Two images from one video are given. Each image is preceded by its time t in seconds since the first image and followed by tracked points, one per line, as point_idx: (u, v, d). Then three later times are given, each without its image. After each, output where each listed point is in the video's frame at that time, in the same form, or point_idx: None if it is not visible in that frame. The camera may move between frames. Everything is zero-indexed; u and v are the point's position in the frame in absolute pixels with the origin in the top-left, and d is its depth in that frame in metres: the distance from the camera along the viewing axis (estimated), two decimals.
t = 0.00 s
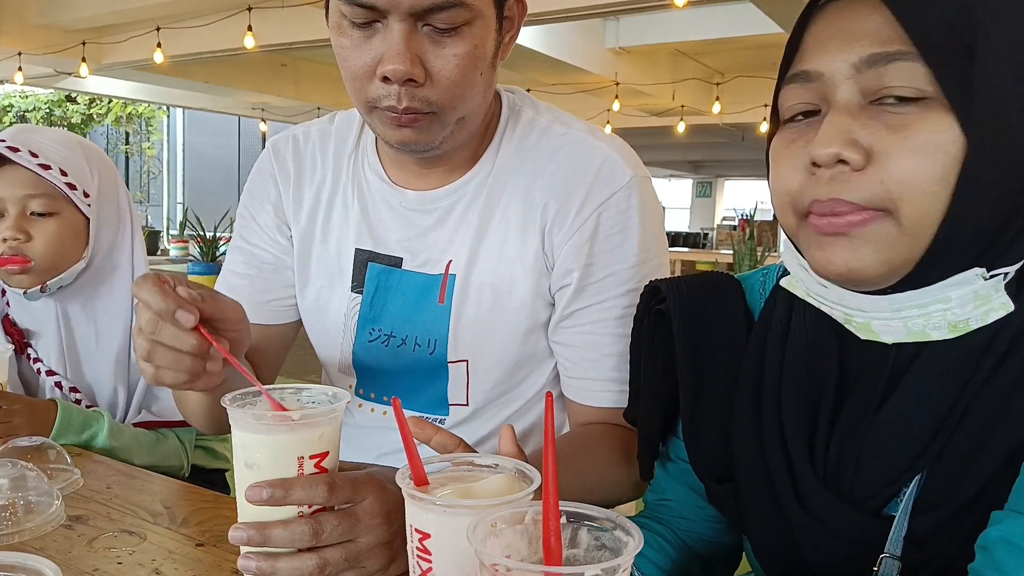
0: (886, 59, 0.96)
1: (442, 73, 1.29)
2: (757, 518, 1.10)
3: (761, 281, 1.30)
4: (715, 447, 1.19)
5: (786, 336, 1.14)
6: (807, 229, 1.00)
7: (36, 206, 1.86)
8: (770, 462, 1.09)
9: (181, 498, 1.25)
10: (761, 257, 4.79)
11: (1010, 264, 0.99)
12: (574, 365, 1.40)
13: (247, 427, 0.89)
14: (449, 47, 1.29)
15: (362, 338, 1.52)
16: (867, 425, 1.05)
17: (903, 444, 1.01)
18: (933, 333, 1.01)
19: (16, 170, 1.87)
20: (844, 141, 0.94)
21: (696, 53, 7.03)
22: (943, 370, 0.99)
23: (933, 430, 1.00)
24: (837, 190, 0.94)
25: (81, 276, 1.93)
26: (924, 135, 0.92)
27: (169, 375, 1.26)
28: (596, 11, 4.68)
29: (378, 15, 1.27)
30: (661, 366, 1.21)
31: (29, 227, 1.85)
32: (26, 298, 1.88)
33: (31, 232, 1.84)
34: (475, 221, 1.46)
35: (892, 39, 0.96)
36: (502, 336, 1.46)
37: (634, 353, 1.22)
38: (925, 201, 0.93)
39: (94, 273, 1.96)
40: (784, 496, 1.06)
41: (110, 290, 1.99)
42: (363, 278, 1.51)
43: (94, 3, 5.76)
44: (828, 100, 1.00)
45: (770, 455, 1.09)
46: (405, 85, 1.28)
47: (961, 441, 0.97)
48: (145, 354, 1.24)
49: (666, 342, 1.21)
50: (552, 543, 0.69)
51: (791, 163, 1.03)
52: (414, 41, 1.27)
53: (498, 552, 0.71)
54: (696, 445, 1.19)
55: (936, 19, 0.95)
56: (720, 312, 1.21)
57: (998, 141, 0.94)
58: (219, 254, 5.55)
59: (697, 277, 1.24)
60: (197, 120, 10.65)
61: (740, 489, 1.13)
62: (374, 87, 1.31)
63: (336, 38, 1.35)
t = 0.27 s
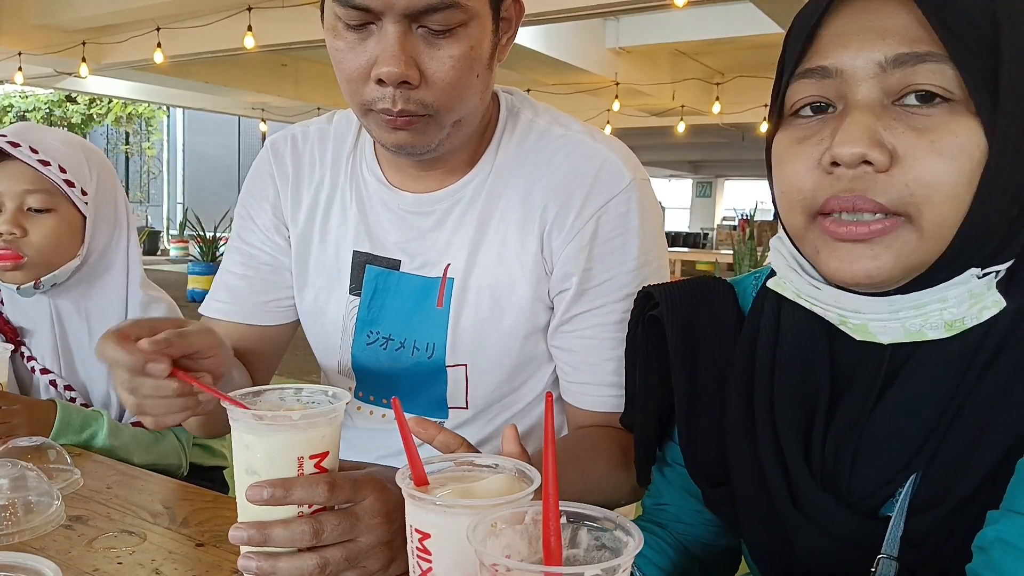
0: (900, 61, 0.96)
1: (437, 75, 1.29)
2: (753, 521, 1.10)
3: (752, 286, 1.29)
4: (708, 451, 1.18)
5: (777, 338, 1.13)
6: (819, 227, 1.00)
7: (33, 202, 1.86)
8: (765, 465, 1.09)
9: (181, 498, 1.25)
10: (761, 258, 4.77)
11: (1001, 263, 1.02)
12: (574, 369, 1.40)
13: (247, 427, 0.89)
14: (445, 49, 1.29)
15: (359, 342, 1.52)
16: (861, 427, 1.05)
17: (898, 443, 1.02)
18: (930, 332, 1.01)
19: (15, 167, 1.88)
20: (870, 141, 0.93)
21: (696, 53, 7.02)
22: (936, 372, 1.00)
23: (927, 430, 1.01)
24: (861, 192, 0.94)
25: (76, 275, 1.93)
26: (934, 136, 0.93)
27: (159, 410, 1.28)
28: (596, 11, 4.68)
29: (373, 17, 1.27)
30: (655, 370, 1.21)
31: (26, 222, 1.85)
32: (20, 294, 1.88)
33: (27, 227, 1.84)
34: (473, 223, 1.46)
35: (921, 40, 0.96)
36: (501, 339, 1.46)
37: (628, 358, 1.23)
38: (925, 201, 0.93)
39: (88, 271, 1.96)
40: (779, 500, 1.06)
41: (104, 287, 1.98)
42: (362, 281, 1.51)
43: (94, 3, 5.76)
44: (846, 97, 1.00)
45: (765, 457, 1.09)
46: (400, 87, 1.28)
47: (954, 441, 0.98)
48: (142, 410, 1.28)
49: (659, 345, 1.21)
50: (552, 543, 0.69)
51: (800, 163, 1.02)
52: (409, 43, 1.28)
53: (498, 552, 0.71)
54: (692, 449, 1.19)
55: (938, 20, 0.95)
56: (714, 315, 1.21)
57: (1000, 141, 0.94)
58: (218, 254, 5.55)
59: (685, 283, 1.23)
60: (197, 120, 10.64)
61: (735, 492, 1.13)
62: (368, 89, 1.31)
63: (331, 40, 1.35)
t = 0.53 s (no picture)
0: (888, 66, 0.95)
1: (414, 98, 1.23)
2: (749, 524, 1.10)
3: (746, 288, 1.30)
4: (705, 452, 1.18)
5: (769, 338, 1.13)
6: (803, 231, 1.00)
7: (33, 203, 1.86)
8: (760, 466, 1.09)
9: (181, 498, 1.24)
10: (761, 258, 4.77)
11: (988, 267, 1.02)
12: (571, 387, 1.37)
13: (247, 427, 0.89)
14: (421, 70, 1.22)
15: (350, 351, 1.53)
16: (854, 427, 1.05)
17: (893, 444, 1.01)
18: (916, 334, 1.01)
19: (14, 167, 1.88)
20: (855, 146, 0.93)
21: (696, 53, 7.02)
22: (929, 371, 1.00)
23: (920, 431, 1.00)
24: (842, 195, 0.95)
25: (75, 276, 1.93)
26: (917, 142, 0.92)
27: (142, 423, 1.24)
28: (595, 11, 4.68)
29: (345, 38, 1.20)
30: (651, 374, 1.22)
31: (27, 223, 1.85)
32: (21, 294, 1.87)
33: (28, 227, 1.85)
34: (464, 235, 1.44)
35: (908, 47, 0.96)
36: (493, 352, 1.45)
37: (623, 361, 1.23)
38: (924, 201, 0.93)
39: (88, 271, 1.95)
40: (775, 503, 1.06)
41: (104, 288, 1.98)
42: (351, 290, 1.51)
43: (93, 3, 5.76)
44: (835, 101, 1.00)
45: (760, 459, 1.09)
46: (375, 113, 1.22)
47: (950, 440, 0.97)
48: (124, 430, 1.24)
49: (654, 348, 1.21)
50: (552, 543, 0.69)
51: (789, 165, 1.02)
52: (383, 65, 1.21)
53: (498, 552, 0.71)
54: (687, 452, 1.18)
55: (935, 21, 0.95)
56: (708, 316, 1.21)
57: (998, 142, 0.94)
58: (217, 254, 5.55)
59: (682, 284, 1.24)
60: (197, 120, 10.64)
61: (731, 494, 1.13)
62: (344, 113, 1.24)
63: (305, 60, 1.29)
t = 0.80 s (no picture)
0: (877, 70, 0.96)
1: (387, 138, 1.10)
2: (748, 524, 1.11)
3: (745, 288, 1.30)
4: (704, 451, 1.19)
5: (769, 337, 1.15)
6: (796, 234, 1.01)
7: (43, 207, 1.87)
8: (760, 466, 1.10)
9: (181, 498, 1.25)
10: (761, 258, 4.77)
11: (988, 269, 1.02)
12: (570, 406, 1.36)
13: (247, 426, 0.89)
14: (394, 108, 1.09)
15: (336, 364, 1.48)
16: (852, 427, 1.06)
17: (891, 445, 1.02)
18: (912, 333, 1.02)
19: (21, 170, 1.88)
20: (845, 150, 0.94)
21: (696, 54, 7.02)
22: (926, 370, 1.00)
23: (918, 430, 1.01)
24: (833, 199, 0.95)
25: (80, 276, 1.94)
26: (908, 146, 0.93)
27: (144, 392, 1.27)
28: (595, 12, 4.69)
29: (311, 76, 1.07)
30: (651, 375, 1.22)
31: (35, 227, 1.86)
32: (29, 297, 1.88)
33: (37, 231, 1.86)
34: (452, 255, 1.38)
35: (899, 51, 0.96)
36: (485, 373, 1.41)
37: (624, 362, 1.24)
38: (922, 204, 0.93)
39: (93, 274, 1.97)
40: (775, 502, 1.07)
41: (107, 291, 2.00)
42: (337, 305, 1.46)
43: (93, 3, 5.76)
44: (828, 104, 1.00)
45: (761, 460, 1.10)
46: (345, 155, 1.10)
47: (949, 438, 0.97)
48: (124, 404, 1.26)
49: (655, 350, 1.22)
50: (552, 542, 0.69)
51: (785, 168, 1.03)
52: (351, 105, 1.08)
53: (498, 551, 0.71)
54: (687, 453, 1.19)
55: (930, 26, 0.95)
56: (708, 316, 1.23)
57: (993, 145, 0.95)
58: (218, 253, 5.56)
59: (683, 284, 1.25)
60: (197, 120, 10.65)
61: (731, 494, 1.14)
62: (313, 152, 1.12)
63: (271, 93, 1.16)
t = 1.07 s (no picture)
0: (876, 70, 0.95)
1: (365, 176, 1.05)
2: (752, 524, 1.11)
3: (753, 287, 1.29)
4: (707, 451, 1.19)
5: (779, 336, 1.15)
6: (800, 235, 0.99)
7: (46, 216, 1.86)
8: (765, 466, 1.10)
9: (181, 498, 1.24)
10: (762, 258, 4.74)
11: (1000, 268, 1.00)
12: (571, 422, 1.35)
13: (247, 426, 0.88)
14: (372, 145, 1.04)
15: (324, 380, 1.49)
16: (858, 427, 1.05)
17: (898, 447, 1.01)
18: (920, 335, 1.01)
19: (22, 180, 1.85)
20: (844, 151, 0.93)
21: (697, 53, 7.01)
22: (933, 372, 1.00)
23: (925, 432, 1.00)
24: (832, 200, 0.95)
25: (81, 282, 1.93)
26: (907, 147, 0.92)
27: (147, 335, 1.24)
28: (595, 11, 4.68)
29: (280, 112, 1.01)
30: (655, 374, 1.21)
31: (40, 237, 1.85)
32: (31, 305, 1.88)
33: (41, 242, 1.85)
34: (445, 273, 1.36)
35: (898, 51, 0.95)
36: (480, 392, 1.39)
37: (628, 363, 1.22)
38: (926, 202, 0.92)
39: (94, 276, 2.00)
40: (780, 501, 1.06)
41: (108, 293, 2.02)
42: (324, 322, 1.45)
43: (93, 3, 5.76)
44: (828, 106, 1.00)
45: (767, 461, 1.09)
46: (321, 195, 1.04)
47: (956, 440, 0.97)
48: (125, 348, 1.22)
49: (660, 350, 1.21)
50: (552, 544, 0.69)
51: (791, 166, 1.02)
52: (327, 142, 1.02)
53: (498, 552, 0.70)
54: (691, 454, 1.19)
55: (933, 24, 0.95)
56: (716, 316, 1.22)
57: (997, 144, 0.94)
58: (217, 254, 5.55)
59: (689, 283, 1.24)
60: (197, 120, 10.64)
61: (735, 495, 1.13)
62: (289, 192, 1.07)
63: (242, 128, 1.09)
